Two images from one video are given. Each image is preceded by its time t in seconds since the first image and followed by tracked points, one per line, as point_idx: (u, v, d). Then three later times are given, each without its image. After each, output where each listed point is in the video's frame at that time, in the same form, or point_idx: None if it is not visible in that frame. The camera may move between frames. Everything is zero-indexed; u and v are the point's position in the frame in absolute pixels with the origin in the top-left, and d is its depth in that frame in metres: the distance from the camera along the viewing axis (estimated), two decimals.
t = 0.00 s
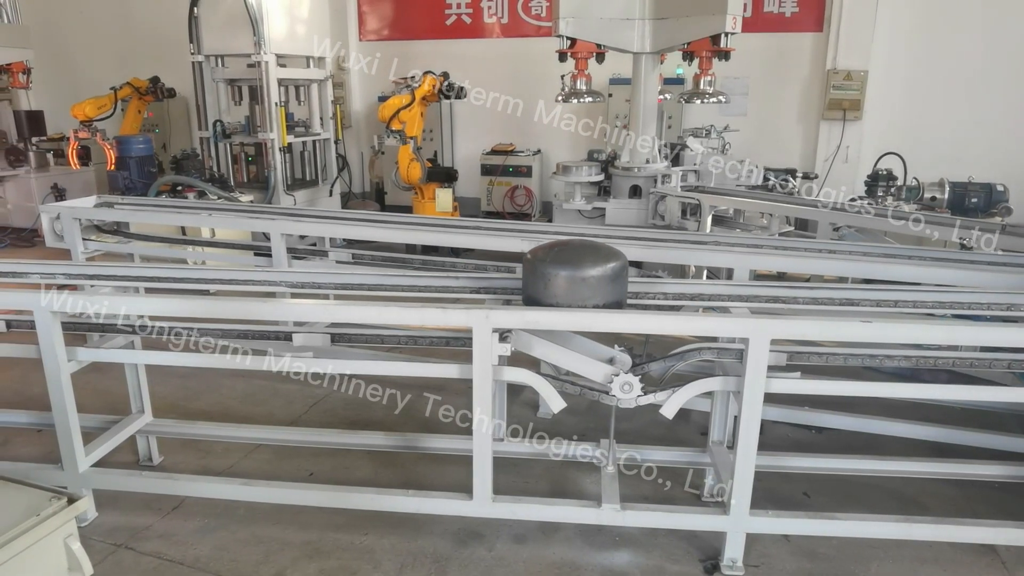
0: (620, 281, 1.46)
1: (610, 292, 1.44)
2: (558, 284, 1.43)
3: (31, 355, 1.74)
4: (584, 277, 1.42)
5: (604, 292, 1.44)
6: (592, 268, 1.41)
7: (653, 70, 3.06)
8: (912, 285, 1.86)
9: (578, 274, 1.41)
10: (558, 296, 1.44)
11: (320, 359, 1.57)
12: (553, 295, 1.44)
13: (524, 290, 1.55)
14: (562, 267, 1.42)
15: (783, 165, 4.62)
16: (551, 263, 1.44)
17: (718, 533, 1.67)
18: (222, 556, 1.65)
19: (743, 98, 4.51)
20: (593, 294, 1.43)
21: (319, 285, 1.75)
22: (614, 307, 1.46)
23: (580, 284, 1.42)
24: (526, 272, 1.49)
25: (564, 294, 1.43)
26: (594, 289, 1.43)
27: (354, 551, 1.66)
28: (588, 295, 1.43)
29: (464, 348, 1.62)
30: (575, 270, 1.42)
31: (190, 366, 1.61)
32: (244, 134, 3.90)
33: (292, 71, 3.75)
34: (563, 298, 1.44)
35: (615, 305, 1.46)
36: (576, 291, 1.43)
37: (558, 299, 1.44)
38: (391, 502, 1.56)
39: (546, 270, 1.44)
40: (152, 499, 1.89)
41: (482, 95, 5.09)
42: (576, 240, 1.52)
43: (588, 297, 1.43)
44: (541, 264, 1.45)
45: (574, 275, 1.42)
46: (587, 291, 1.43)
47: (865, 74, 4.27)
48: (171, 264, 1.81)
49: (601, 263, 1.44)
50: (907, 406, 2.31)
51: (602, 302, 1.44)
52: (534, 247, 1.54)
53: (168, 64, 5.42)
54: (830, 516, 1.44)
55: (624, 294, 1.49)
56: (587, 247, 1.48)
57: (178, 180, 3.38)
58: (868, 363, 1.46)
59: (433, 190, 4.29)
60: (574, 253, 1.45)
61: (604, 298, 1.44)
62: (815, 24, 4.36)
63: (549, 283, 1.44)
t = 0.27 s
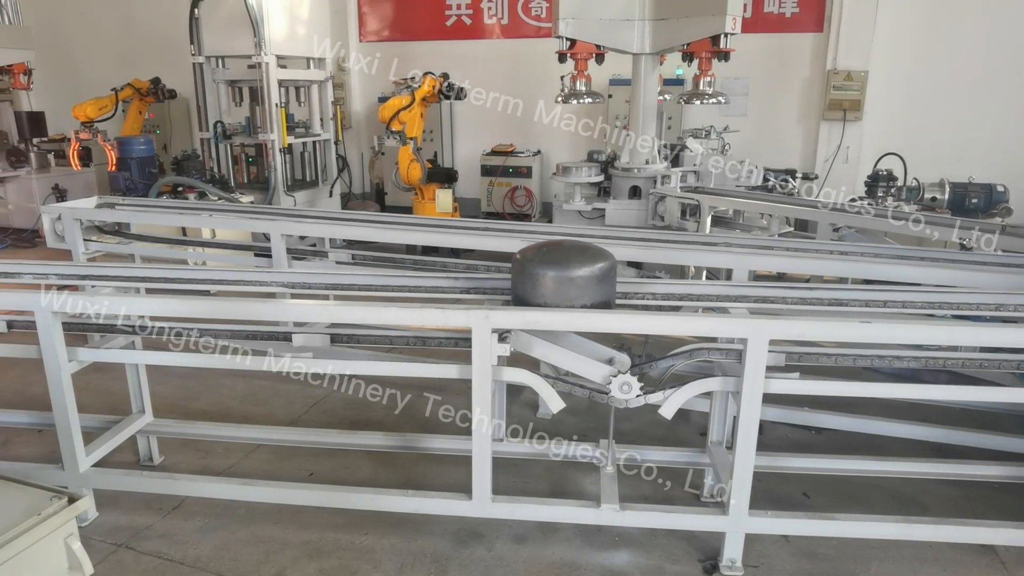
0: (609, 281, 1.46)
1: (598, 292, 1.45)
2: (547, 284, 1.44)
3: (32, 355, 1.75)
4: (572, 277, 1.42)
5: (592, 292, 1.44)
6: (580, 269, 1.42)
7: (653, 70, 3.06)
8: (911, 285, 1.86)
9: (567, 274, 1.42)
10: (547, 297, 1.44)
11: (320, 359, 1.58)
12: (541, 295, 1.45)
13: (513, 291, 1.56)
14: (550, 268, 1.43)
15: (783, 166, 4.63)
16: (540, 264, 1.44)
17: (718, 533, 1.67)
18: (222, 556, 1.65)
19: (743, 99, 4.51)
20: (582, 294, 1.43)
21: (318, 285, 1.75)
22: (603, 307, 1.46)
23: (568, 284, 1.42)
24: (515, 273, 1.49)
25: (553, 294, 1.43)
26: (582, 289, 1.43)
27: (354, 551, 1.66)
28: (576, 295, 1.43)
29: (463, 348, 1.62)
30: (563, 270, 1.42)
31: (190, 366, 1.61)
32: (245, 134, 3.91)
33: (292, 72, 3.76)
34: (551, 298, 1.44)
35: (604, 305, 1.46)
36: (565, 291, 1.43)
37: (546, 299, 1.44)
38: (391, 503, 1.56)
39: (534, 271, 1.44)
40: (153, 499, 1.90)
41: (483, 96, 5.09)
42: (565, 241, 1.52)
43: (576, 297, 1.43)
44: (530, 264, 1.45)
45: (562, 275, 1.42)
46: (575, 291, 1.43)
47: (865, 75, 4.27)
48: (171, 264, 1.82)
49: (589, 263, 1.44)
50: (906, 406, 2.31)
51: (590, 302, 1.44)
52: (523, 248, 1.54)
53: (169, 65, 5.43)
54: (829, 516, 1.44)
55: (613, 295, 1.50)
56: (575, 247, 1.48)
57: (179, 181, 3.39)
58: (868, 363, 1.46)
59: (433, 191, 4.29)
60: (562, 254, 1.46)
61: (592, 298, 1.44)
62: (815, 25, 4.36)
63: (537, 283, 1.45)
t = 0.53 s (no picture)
0: (597, 282, 1.46)
1: (587, 293, 1.45)
2: (535, 286, 1.44)
3: (32, 356, 1.75)
4: (561, 279, 1.42)
5: (580, 293, 1.44)
6: (569, 270, 1.42)
7: (652, 71, 3.06)
8: (910, 287, 1.86)
9: (555, 275, 1.42)
10: (535, 298, 1.44)
11: (320, 361, 1.58)
12: (530, 297, 1.45)
13: (503, 292, 1.56)
14: (538, 269, 1.43)
15: (783, 167, 4.63)
16: (529, 266, 1.44)
17: (717, 534, 1.67)
18: (222, 557, 1.65)
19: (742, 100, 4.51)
20: (570, 295, 1.43)
21: (318, 287, 1.75)
22: (592, 308, 1.46)
23: (557, 286, 1.42)
24: (504, 274, 1.49)
25: (542, 296, 1.44)
26: (571, 290, 1.43)
27: (354, 552, 1.66)
28: (565, 296, 1.43)
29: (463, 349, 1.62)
30: (552, 272, 1.43)
31: (189, 368, 1.62)
32: (245, 136, 3.91)
33: (292, 73, 3.76)
34: (540, 299, 1.44)
35: (593, 306, 1.46)
36: (553, 292, 1.43)
37: (535, 300, 1.44)
38: (390, 504, 1.56)
39: (523, 272, 1.44)
40: (153, 500, 1.90)
41: (482, 97, 5.09)
42: (554, 242, 1.52)
43: (565, 298, 1.43)
44: (519, 266, 1.45)
45: (550, 276, 1.42)
46: (564, 292, 1.43)
47: (865, 76, 4.27)
48: (171, 266, 1.82)
49: (578, 264, 1.44)
50: (906, 408, 2.31)
51: (578, 303, 1.44)
52: (512, 249, 1.54)
53: (170, 66, 5.43)
54: (829, 516, 1.44)
55: (602, 295, 1.50)
56: (564, 248, 1.48)
57: (178, 182, 3.39)
58: (867, 365, 1.46)
59: (433, 192, 4.29)
60: (551, 255, 1.46)
61: (581, 299, 1.44)
62: (814, 26, 4.37)
63: (526, 285, 1.45)
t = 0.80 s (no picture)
0: (587, 285, 1.47)
1: (577, 296, 1.45)
2: (526, 288, 1.44)
3: (33, 360, 1.75)
4: (551, 281, 1.43)
5: (571, 296, 1.45)
6: (560, 272, 1.42)
7: (653, 75, 3.07)
8: (911, 289, 1.86)
9: (546, 277, 1.42)
10: (526, 300, 1.44)
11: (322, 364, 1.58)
12: (520, 299, 1.45)
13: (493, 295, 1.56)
14: (529, 271, 1.43)
15: (783, 169, 4.63)
16: (519, 268, 1.45)
17: (719, 537, 1.67)
18: (223, 561, 1.65)
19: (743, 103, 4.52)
20: (561, 297, 1.44)
21: (319, 290, 1.75)
22: (582, 311, 1.47)
23: (547, 288, 1.43)
24: (495, 277, 1.49)
25: (532, 298, 1.44)
26: (561, 293, 1.44)
27: (356, 556, 1.66)
28: (555, 299, 1.44)
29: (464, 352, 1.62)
30: (542, 274, 1.43)
31: (191, 371, 1.62)
32: (246, 140, 3.92)
33: (293, 77, 3.77)
34: (530, 302, 1.44)
35: (583, 309, 1.47)
36: (544, 294, 1.43)
37: (525, 303, 1.44)
38: (392, 507, 1.56)
39: (514, 275, 1.44)
40: (155, 504, 1.90)
41: (483, 100, 5.10)
42: (544, 245, 1.53)
43: (555, 300, 1.43)
44: (509, 268, 1.46)
45: (541, 279, 1.43)
46: (554, 295, 1.43)
47: (864, 79, 4.28)
48: (173, 270, 1.82)
49: (568, 267, 1.45)
50: (908, 410, 2.31)
51: (569, 305, 1.45)
52: (503, 252, 1.54)
53: (171, 70, 5.44)
54: (831, 519, 1.44)
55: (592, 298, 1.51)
56: (554, 251, 1.49)
57: (180, 186, 3.39)
58: (869, 367, 1.46)
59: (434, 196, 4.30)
60: (541, 258, 1.46)
61: (571, 301, 1.45)
62: (814, 29, 4.38)
63: (516, 287, 1.45)
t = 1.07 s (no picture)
0: (581, 289, 1.47)
1: (571, 300, 1.45)
2: (520, 292, 1.44)
3: (38, 366, 1.76)
4: (545, 285, 1.43)
5: (564, 300, 1.45)
6: (554, 276, 1.42)
7: (656, 79, 3.07)
8: (916, 293, 1.86)
9: (540, 282, 1.42)
10: (520, 304, 1.44)
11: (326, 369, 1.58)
12: (514, 303, 1.45)
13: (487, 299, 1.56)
14: (523, 275, 1.43)
15: (785, 174, 4.63)
16: (513, 272, 1.45)
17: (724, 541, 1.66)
18: (228, 567, 1.65)
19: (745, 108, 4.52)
20: (554, 302, 1.44)
21: (323, 295, 1.76)
22: (576, 315, 1.47)
23: (541, 292, 1.43)
24: (489, 281, 1.49)
25: (526, 302, 1.44)
26: (555, 297, 1.43)
27: (360, 561, 1.66)
28: (549, 303, 1.44)
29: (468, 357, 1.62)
30: (537, 278, 1.43)
31: (195, 376, 1.62)
32: (250, 145, 3.94)
33: (297, 83, 3.78)
34: (524, 306, 1.44)
35: (577, 313, 1.47)
36: (538, 298, 1.43)
37: (520, 307, 1.44)
38: (396, 512, 1.55)
39: (508, 279, 1.44)
40: (159, 510, 1.90)
41: (486, 106, 5.12)
42: (539, 250, 1.53)
43: (549, 305, 1.43)
44: (504, 273, 1.46)
45: (535, 283, 1.43)
46: (548, 299, 1.43)
47: (867, 83, 4.28)
48: (177, 275, 1.83)
49: (562, 271, 1.45)
50: (913, 414, 2.30)
51: (562, 309, 1.45)
52: (497, 257, 1.54)
53: (176, 76, 5.47)
54: (837, 523, 1.43)
55: (586, 303, 1.50)
56: (547, 256, 1.49)
57: (184, 192, 3.40)
58: (874, 371, 1.46)
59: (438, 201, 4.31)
60: (536, 262, 1.46)
61: (565, 305, 1.45)
62: (816, 33, 4.38)
63: (510, 291, 1.45)
